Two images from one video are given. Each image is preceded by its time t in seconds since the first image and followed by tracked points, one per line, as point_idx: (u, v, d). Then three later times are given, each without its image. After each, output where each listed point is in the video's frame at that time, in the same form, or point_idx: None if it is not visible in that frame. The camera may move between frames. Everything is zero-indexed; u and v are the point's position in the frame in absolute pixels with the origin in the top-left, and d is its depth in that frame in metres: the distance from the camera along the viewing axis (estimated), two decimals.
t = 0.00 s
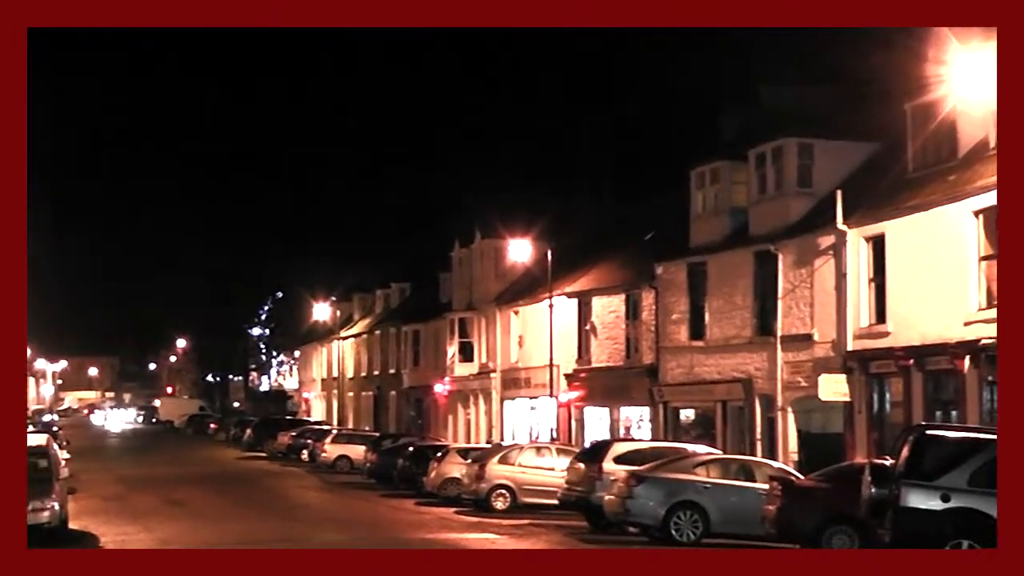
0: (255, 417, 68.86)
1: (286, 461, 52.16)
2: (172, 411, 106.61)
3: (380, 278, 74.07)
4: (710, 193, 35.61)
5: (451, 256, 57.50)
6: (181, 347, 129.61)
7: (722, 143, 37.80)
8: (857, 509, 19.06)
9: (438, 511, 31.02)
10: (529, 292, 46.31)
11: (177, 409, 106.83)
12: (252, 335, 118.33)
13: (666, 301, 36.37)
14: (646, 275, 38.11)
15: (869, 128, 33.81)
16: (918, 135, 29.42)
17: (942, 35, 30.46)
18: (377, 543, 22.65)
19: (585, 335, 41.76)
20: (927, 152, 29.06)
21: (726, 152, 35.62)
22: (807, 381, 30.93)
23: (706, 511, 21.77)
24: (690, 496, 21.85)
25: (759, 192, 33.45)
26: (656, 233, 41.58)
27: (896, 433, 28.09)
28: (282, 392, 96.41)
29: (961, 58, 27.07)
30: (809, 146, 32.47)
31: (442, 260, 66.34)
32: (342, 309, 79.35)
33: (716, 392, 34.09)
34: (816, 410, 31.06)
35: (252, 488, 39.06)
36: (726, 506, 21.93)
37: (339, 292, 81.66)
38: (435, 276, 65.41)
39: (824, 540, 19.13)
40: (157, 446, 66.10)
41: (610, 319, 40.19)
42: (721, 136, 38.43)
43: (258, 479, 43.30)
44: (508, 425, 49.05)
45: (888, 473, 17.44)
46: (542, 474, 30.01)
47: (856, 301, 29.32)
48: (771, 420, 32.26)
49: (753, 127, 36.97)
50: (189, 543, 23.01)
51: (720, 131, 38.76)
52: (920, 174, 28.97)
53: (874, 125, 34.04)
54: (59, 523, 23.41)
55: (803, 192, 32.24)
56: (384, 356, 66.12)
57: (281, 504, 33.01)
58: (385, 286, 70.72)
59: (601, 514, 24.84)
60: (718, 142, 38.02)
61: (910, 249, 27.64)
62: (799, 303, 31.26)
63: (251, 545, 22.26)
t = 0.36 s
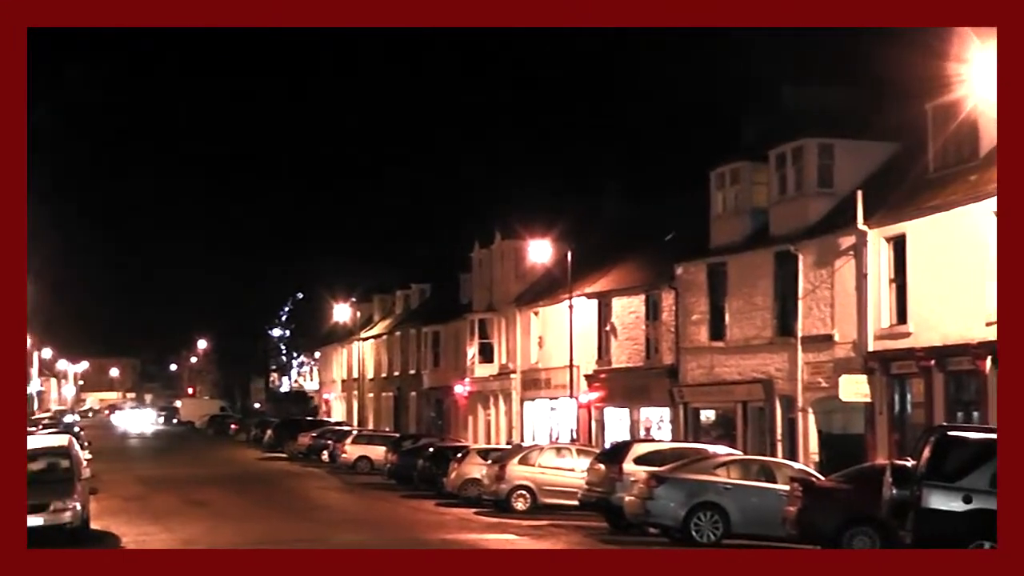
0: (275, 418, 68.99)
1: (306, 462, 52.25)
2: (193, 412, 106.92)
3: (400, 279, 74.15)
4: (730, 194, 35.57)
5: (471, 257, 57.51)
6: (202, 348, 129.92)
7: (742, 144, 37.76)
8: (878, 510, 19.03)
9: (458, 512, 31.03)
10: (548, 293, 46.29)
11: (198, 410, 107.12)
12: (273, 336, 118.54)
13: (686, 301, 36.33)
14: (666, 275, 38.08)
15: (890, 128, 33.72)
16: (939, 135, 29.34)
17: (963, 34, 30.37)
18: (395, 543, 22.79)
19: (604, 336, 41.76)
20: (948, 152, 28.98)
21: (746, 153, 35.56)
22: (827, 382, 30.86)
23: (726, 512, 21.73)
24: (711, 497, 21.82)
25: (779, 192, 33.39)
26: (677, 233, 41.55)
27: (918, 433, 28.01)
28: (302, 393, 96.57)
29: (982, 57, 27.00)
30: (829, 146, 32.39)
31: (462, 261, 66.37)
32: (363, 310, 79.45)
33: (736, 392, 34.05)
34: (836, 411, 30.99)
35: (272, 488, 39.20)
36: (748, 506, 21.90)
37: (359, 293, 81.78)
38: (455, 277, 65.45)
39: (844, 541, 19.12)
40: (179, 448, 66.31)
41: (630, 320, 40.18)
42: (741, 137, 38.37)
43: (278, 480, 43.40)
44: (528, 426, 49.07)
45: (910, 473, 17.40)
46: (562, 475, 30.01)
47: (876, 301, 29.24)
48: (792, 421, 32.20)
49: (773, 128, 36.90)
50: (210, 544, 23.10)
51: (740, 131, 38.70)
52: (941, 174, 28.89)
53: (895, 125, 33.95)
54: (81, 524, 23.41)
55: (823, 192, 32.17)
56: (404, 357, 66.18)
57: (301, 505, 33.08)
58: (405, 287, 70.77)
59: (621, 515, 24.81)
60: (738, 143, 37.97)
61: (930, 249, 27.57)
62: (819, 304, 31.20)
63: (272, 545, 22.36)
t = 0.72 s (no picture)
0: (292, 419, 69.11)
1: (324, 462, 52.33)
2: (211, 413, 107.18)
3: (418, 280, 74.20)
4: (748, 194, 35.52)
5: (489, 257, 57.50)
6: (220, 349, 130.19)
7: (760, 143, 37.68)
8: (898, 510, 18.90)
9: (476, 512, 31.04)
10: (566, 294, 46.27)
11: (215, 411, 107.36)
12: (291, 337, 118.73)
13: (704, 302, 36.27)
14: (683, 276, 38.03)
15: (908, 128, 33.61)
16: (957, 135, 29.26)
17: (982, 33, 30.25)
18: (410, 543, 22.90)
19: (622, 337, 41.73)
20: (966, 152, 28.90)
21: (764, 153, 35.50)
22: (845, 383, 30.79)
23: (744, 512, 21.68)
24: (729, 497, 21.78)
25: (797, 192, 33.32)
26: (694, 234, 41.49)
27: (937, 434, 27.93)
28: (319, 394, 96.66)
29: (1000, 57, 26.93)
30: (847, 146, 32.31)
31: (480, 261, 66.36)
32: (381, 311, 79.49)
33: (754, 393, 33.99)
34: (855, 412, 30.91)
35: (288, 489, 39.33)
36: (767, 507, 21.85)
37: (377, 294, 81.85)
38: (473, 277, 65.45)
39: (863, 541, 19.04)
40: (197, 449, 66.47)
41: (648, 321, 40.15)
42: (759, 137, 38.30)
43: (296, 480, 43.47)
44: (546, 427, 49.06)
45: (929, 473, 17.36)
46: (580, 476, 30.01)
47: (895, 302, 29.17)
48: (810, 421, 32.15)
49: (790, 127, 36.82)
50: (230, 544, 23.21)
51: (758, 132, 38.63)
52: (959, 174, 28.81)
53: (914, 125, 33.84)
54: (101, 524, 23.49)
55: (841, 192, 32.10)
56: (422, 357, 66.22)
57: (319, 505, 33.12)
58: (422, 287, 70.81)
59: (640, 516, 24.80)
60: (756, 143, 37.90)
61: (949, 249, 27.50)
62: (837, 305, 31.13)
63: (290, 546, 22.47)
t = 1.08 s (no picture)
0: (310, 420, 69.19)
1: (342, 463, 52.37)
2: (229, 413, 107.36)
3: (435, 281, 74.22)
4: (765, 194, 35.46)
5: (506, 258, 57.46)
6: (237, 349, 130.34)
7: (777, 143, 37.61)
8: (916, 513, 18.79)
9: (495, 513, 31.00)
10: (583, 295, 46.23)
11: (233, 412, 107.57)
12: (308, 338, 118.84)
13: (722, 303, 36.21)
14: (701, 276, 37.97)
15: (927, 128, 33.51)
16: (975, 135, 29.18)
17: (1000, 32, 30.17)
18: (426, 543, 23.13)
19: (640, 338, 41.68)
20: (985, 151, 28.81)
21: (781, 153, 35.44)
22: (863, 384, 30.71)
23: (762, 513, 21.62)
24: (747, 498, 21.73)
25: (814, 193, 33.25)
26: (712, 234, 41.43)
27: (956, 435, 27.85)
28: (337, 394, 96.71)
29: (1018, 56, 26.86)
30: (865, 146, 32.24)
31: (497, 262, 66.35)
32: (398, 311, 79.51)
33: (773, 394, 33.94)
34: (873, 413, 30.82)
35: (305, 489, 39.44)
36: (786, 508, 21.81)
37: (395, 295, 81.90)
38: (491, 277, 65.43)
39: (882, 542, 18.99)
40: (216, 450, 66.59)
41: (666, 321, 40.09)
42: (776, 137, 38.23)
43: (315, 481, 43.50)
44: (564, 428, 49.03)
45: (948, 474, 17.35)
46: (598, 476, 30.00)
47: (913, 302, 29.09)
48: (828, 422, 32.09)
49: (808, 127, 36.75)
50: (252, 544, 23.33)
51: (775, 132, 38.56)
52: (977, 174, 28.73)
53: (932, 125, 33.75)
54: (120, 525, 23.52)
55: (859, 192, 32.03)
56: (439, 358, 66.23)
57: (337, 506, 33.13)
58: (439, 288, 70.84)
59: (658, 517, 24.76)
60: (773, 143, 37.82)
61: (967, 249, 27.41)
62: (855, 305, 31.07)
63: (310, 546, 22.65)
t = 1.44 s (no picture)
0: (332, 421, 69.25)
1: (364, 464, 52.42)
2: (251, 414, 107.60)
3: (457, 282, 74.19)
4: (788, 194, 35.36)
5: (528, 258, 57.40)
6: (259, 350, 130.56)
7: (799, 143, 37.50)
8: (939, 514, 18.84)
9: (517, 514, 30.98)
10: (605, 295, 46.14)
11: (255, 413, 107.73)
12: (330, 339, 118.99)
13: (744, 303, 36.12)
14: (723, 277, 37.87)
15: (950, 127, 33.36)
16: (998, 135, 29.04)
17: None
18: (447, 543, 23.29)
19: (662, 338, 41.61)
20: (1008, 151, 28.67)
21: (804, 153, 35.33)
22: (886, 385, 30.59)
23: (785, 515, 21.53)
24: (770, 499, 21.64)
25: (837, 193, 33.14)
26: (734, 235, 41.32)
27: (979, 436, 27.71)
28: (358, 395, 96.82)
29: None
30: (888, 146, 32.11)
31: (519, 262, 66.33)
32: (420, 312, 79.50)
33: (794, 395, 33.85)
34: (896, 414, 30.70)
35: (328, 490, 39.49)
36: (808, 509, 21.73)
37: (416, 296, 81.95)
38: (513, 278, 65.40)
39: (906, 541, 18.92)
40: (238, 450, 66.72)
41: (687, 322, 40.01)
42: (799, 137, 38.12)
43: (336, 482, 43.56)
44: (586, 429, 48.99)
45: (971, 477, 17.25)
46: (620, 477, 29.96)
47: (936, 303, 28.97)
48: (851, 423, 31.99)
49: (830, 126, 36.64)
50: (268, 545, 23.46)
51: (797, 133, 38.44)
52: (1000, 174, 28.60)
53: (955, 124, 33.59)
54: (143, 525, 23.51)
55: (882, 192, 31.90)
56: (461, 359, 66.23)
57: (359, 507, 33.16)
58: (461, 289, 70.82)
59: (679, 518, 24.69)
60: (796, 143, 37.71)
61: (990, 249, 27.28)
62: (878, 305, 30.95)
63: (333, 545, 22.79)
